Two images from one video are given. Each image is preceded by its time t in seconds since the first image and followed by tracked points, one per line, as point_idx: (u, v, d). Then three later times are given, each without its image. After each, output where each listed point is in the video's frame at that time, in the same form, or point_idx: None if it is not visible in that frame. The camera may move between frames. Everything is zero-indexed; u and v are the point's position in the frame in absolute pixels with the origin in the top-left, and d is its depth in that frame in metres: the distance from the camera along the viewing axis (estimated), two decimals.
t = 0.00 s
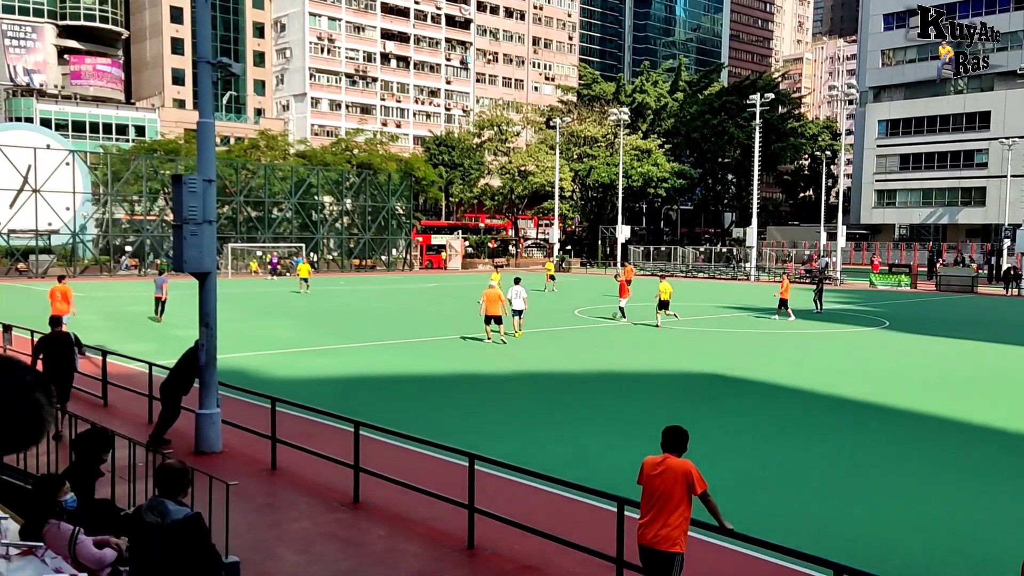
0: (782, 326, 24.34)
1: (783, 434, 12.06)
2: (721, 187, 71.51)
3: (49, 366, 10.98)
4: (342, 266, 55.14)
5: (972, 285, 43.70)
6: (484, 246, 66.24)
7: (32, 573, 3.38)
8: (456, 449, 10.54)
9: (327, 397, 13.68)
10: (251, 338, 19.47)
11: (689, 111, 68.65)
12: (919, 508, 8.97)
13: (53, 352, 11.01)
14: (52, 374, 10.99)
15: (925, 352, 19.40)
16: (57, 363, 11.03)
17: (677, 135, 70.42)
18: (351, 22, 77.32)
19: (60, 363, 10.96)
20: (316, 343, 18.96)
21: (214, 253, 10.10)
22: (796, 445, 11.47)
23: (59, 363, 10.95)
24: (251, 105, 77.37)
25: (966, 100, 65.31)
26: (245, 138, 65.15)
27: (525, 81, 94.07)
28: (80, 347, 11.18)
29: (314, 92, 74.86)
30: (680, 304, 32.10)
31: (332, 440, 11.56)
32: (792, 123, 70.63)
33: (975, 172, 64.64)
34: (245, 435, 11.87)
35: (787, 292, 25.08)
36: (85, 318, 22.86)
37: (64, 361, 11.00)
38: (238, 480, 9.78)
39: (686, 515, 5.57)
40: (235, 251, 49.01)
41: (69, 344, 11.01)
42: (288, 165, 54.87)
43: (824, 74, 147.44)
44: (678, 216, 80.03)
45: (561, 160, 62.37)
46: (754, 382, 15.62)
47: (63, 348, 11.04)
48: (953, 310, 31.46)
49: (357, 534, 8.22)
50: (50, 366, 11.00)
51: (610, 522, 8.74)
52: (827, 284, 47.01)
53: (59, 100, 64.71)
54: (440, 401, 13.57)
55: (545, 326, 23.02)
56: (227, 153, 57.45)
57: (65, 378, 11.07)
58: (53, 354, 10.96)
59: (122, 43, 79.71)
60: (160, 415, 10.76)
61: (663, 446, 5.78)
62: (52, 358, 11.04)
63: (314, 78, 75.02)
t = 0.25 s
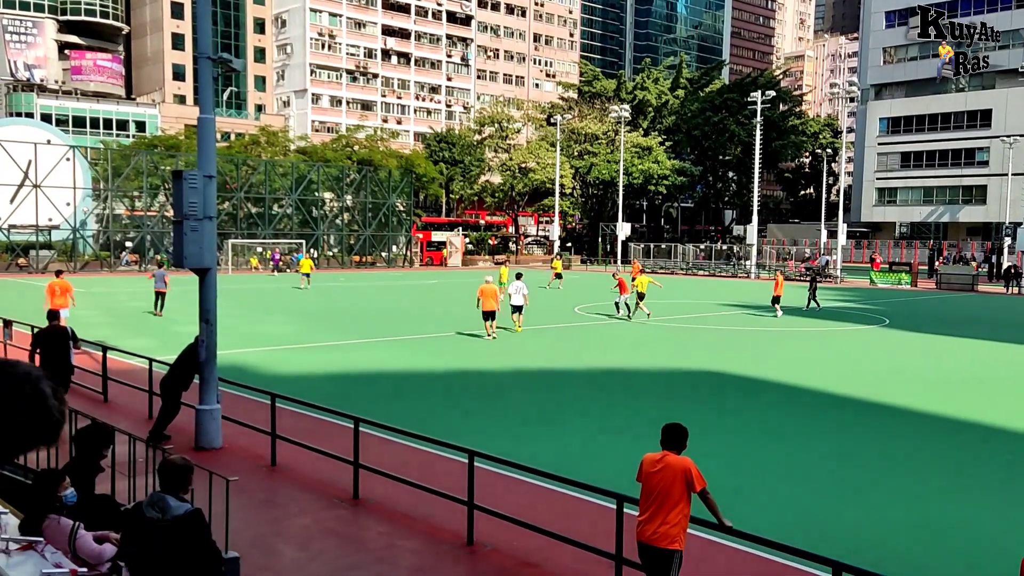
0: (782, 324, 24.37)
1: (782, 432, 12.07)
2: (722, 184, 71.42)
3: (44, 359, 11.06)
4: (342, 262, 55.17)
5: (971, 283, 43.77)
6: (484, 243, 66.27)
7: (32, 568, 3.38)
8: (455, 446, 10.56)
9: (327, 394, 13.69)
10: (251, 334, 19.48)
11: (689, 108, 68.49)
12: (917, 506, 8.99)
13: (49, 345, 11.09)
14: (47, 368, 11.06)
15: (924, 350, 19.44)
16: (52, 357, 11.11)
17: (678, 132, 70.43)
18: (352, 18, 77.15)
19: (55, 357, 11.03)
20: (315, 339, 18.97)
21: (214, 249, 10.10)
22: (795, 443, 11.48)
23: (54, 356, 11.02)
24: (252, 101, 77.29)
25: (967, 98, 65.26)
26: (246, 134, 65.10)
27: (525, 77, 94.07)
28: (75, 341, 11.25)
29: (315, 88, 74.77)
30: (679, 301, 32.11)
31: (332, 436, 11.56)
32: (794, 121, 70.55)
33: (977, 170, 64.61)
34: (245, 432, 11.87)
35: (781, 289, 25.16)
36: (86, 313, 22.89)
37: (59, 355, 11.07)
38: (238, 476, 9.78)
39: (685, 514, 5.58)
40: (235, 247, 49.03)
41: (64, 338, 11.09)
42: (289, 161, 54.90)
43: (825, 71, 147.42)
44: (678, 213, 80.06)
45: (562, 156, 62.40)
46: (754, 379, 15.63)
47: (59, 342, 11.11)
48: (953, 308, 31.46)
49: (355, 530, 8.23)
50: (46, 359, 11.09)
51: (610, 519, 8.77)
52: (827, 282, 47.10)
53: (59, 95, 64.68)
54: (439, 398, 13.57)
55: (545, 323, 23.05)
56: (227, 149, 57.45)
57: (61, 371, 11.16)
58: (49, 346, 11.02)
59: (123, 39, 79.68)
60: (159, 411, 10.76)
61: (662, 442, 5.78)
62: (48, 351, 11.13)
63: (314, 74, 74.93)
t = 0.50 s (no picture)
0: (782, 322, 24.38)
1: (781, 430, 12.08)
2: (723, 182, 71.34)
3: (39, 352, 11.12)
4: (342, 259, 55.15)
5: (972, 281, 43.75)
6: (484, 240, 66.29)
7: (33, 563, 3.37)
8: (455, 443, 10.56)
9: (327, 390, 13.70)
10: (250, 330, 19.50)
11: (690, 105, 68.63)
12: (917, 504, 8.99)
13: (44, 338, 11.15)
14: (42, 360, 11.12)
15: (924, 349, 19.43)
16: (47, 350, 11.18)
17: (678, 130, 70.40)
18: (353, 14, 77.02)
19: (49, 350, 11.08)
20: (315, 336, 18.99)
21: (214, 245, 10.10)
22: (794, 441, 11.48)
23: (48, 349, 11.07)
24: (253, 97, 77.08)
25: (968, 97, 65.25)
26: (246, 130, 65.06)
27: (526, 74, 93.95)
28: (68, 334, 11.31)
29: (315, 84, 74.73)
30: (679, 298, 32.14)
31: (331, 432, 11.57)
32: (795, 119, 70.47)
33: (977, 168, 64.61)
34: (244, 428, 11.88)
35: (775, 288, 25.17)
36: (86, 309, 22.91)
37: (53, 347, 11.11)
38: (237, 471, 9.80)
39: (684, 511, 5.58)
40: (236, 243, 49.05)
41: (58, 331, 11.15)
42: (289, 158, 54.85)
43: (826, 69, 147.20)
44: (679, 210, 80.09)
45: (563, 154, 62.36)
46: (754, 377, 15.64)
47: (53, 335, 11.16)
48: (952, 306, 31.45)
49: (355, 527, 8.23)
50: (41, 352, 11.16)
51: (609, 516, 8.78)
52: (828, 280, 47.06)
53: (60, 91, 64.65)
54: (439, 394, 13.60)
55: (544, 320, 23.07)
56: (228, 145, 57.49)
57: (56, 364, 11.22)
58: (43, 339, 11.08)
59: (123, 34, 79.61)
60: (159, 407, 10.78)
61: (663, 440, 5.77)
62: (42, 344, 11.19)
63: (315, 71, 74.87)
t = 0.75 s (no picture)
0: (781, 320, 24.39)
1: (780, 428, 12.10)
2: (723, 180, 71.26)
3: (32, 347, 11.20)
4: (342, 256, 55.15)
5: (972, 280, 43.73)
6: (485, 237, 66.31)
7: (33, 560, 3.41)
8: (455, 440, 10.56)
9: (327, 387, 13.70)
10: (249, 327, 19.51)
11: (690, 103, 68.86)
12: (916, 503, 9.00)
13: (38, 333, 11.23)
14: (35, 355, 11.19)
15: (924, 347, 19.45)
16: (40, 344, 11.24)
17: (679, 128, 70.42)
18: (353, 11, 76.95)
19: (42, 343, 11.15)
20: (315, 333, 19.00)
21: (214, 242, 10.09)
22: (793, 439, 11.49)
23: (41, 343, 11.15)
24: (253, 94, 76.54)
25: (969, 96, 65.29)
26: (247, 127, 65.04)
27: (527, 72, 93.91)
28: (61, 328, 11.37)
29: (316, 82, 74.69)
30: (679, 296, 32.16)
31: (331, 429, 11.57)
32: (795, 117, 70.41)
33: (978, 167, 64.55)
34: (244, 424, 11.87)
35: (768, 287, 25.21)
36: (87, 305, 22.94)
37: (46, 341, 11.18)
38: (237, 468, 9.81)
39: (683, 508, 5.59)
40: (236, 241, 49.10)
41: (51, 326, 11.22)
42: (289, 155, 54.79)
43: (827, 68, 147.11)
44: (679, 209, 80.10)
45: (563, 151, 62.36)
46: (753, 376, 15.65)
47: (46, 330, 11.23)
48: (953, 305, 31.40)
49: (355, 524, 8.24)
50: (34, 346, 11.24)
51: (608, 514, 8.79)
52: (828, 279, 47.03)
53: (60, 87, 64.55)
54: (438, 392, 13.61)
55: (544, 318, 23.08)
56: (228, 142, 57.52)
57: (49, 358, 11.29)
58: (36, 333, 11.15)
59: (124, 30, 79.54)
60: (159, 404, 10.78)
61: (662, 438, 5.78)
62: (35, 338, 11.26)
63: (315, 68, 74.83)
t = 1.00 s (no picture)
0: (781, 319, 24.41)
1: (779, 427, 12.10)
2: (723, 179, 71.21)
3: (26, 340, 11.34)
4: (342, 254, 55.17)
5: (972, 280, 43.71)
6: (484, 235, 66.35)
7: (31, 556, 3.43)
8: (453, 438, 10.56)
9: (326, 385, 13.69)
10: (248, 324, 19.50)
11: (691, 102, 68.98)
12: (914, 502, 9.01)
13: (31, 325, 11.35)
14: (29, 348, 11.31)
15: (924, 346, 19.45)
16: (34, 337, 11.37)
17: (679, 127, 70.48)
18: (353, 9, 76.91)
19: (36, 335, 11.27)
20: (313, 330, 18.99)
21: (214, 239, 10.08)
22: (792, 439, 11.48)
23: (34, 335, 11.27)
24: (253, 92, 76.13)
25: (969, 96, 65.33)
26: (246, 124, 65.01)
27: (527, 70, 93.92)
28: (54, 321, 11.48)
29: (316, 79, 74.61)
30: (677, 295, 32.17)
31: (329, 427, 11.59)
32: (795, 116, 70.37)
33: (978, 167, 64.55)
34: (243, 422, 11.87)
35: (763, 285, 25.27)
36: (86, 302, 22.93)
37: (40, 334, 11.30)
38: (236, 465, 9.81)
39: (681, 507, 5.59)
40: (236, 238, 49.07)
41: (44, 318, 11.33)
42: (289, 152, 54.78)
43: (827, 66, 147.11)
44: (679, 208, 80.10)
45: (563, 149, 62.36)
46: (752, 374, 15.65)
47: (40, 323, 11.35)
48: (952, 305, 31.40)
49: (353, 522, 8.24)
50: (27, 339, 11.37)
51: (606, 512, 8.80)
52: (827, 278, 47.00)
53: (60, 84, 64.47)
54: (437, 389, 13.61)
55: (543, 316, 23.09)
56: (228, 139, 57.54)
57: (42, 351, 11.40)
58: (30, 326, 11.29)
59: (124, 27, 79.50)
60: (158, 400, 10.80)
61: (661, 437, 5.77)
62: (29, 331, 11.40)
63: (316, 65, 74.76)
